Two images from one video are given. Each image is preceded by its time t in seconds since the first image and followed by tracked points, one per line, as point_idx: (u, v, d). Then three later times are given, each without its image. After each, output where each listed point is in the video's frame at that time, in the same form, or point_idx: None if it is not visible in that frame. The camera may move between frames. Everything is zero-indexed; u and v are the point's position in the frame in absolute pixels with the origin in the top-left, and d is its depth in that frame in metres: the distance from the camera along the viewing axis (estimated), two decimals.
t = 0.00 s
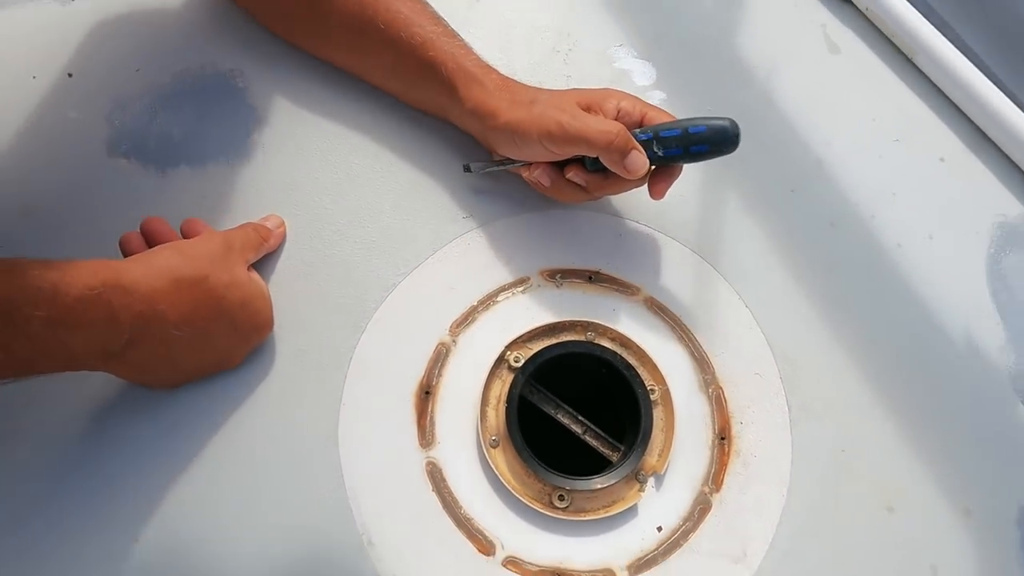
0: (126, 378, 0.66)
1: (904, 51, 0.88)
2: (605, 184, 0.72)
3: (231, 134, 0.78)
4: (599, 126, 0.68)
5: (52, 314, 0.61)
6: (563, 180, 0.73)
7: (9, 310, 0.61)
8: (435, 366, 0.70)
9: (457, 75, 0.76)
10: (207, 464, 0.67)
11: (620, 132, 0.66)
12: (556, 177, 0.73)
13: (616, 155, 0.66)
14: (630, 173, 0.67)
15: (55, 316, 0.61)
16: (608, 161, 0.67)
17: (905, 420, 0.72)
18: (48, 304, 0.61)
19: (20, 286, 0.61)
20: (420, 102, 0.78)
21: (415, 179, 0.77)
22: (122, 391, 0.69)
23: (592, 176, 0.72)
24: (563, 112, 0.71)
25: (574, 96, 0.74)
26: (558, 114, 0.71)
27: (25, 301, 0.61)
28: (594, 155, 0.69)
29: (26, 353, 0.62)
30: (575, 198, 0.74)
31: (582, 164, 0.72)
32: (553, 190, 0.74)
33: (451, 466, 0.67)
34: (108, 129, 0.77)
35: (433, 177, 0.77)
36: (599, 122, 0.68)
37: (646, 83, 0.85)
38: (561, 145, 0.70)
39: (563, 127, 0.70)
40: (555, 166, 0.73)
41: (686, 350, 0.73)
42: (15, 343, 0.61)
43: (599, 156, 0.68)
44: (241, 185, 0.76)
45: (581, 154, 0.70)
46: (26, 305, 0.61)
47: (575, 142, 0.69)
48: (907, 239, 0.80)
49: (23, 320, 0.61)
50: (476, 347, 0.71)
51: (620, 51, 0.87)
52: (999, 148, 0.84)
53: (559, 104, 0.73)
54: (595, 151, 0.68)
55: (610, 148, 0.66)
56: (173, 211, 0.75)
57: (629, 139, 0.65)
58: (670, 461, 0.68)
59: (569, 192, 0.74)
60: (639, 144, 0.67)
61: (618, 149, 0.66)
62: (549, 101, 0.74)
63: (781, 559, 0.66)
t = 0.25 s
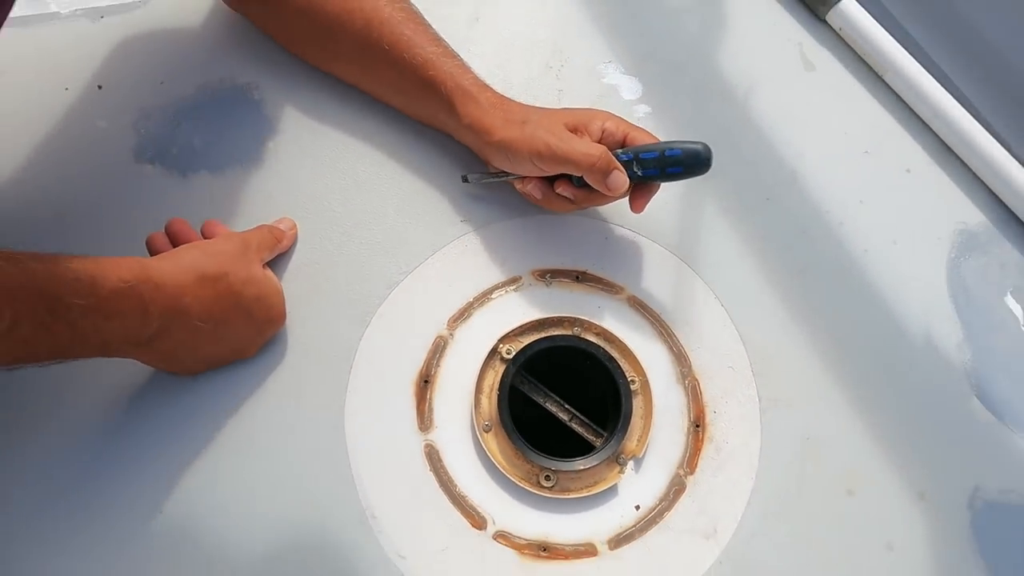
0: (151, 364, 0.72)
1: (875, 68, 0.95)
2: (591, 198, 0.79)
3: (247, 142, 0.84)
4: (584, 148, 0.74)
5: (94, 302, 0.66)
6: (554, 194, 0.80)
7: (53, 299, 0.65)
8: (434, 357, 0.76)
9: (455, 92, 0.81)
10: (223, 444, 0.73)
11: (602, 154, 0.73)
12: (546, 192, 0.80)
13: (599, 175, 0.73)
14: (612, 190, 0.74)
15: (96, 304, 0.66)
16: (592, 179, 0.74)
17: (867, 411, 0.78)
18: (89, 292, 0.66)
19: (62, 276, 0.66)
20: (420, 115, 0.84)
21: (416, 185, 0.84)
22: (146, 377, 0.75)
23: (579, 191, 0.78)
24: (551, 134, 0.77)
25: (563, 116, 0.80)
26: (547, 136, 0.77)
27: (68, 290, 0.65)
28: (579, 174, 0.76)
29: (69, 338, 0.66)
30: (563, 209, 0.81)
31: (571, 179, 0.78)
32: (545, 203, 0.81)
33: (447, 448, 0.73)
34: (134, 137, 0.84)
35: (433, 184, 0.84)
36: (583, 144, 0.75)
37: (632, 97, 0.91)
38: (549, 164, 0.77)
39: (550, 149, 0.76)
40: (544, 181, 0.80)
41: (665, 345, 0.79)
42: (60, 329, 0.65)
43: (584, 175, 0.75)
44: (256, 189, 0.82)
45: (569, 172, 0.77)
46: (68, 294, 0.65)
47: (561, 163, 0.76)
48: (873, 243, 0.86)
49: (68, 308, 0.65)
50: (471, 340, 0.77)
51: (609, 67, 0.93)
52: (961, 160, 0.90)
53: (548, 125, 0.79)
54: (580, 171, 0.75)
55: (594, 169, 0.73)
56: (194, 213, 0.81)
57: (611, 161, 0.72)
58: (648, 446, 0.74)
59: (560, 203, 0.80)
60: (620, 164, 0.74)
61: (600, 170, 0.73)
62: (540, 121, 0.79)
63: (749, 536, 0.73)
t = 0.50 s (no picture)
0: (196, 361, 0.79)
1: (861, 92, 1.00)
2: (595, 212, 0.86)
3: (279, 156, 0.91)
4: (588, 169, 0.82)
5: (159, 301, 0.73)
6: (561, 208, 0.87)
7: (125, 298, 0.71)
8: (450, 357, 0.83)
9: (472, 114, 0.88)
10: (259, 435, 0.80)
11: (605, 174, 0.81)
12: (553, 207, 0.87)
13: (602, 193, 0.81)
14: (612, 207, 0.82)
15: (162, 302, 0.73)
16: (595, 196, 0.82)
17: (848, 410, 0.85)
18: (154, 292, 0.72)
19: (131, 278, 0.72)
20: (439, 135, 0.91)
21: (435, 198, 0.91)
22: (188, 372, 0.82)
23: (584, 206, 0.86)
24: (559, 155, 0.85)
25: (569, 139, 0.88)
26: (555, 157, 0.85)
27: (137, 290, 0.71)
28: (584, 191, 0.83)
29: (136, 335, 0.72)
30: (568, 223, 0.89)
31: (576, 195, 0.85)
32: (552, 216, 0.88)
33: (463, 439, 0.80)
34: (176, 152, 0.91)
35: (450, 197, 0.91)
36: (588, 165, 0.83)
37: (634, 118, 0.99)
38: (557, 182, 0.84)
39: (558, 168, 0.84)
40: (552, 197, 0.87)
41: (662, 347, 0.86)
42: (131, 325, 0.71)
43: (588, 193, 0.83)
44: (287, 201, 0.90)
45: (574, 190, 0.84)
46: (137, 294, 0.71)
47: (568, 181, 0.83)
48: (857, 254, 0.93)
49: (139, 305, 0.71)
50: (485, 342, 0.84)
51: (613, 89, 1.00)
52: (940, 178, 0.96)
53: (556, 147, 0.86)
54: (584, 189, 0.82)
55: (597, 187, 0.81)
56: (231, 222, 0.88)
57: (613, 179, 0.80)
58: (647, 439, 0.81)
59: (566, 217, 0.88)
60: (621, 182, 0.81)
61: (603, 188, 0.81)
62: (549, 142, 0.87)
63: (738, 522, 0.79)
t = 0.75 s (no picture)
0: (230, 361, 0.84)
1: (857, 110, 1.05)
2: (603, 225, 0.92)
3: (306, 168, 0.97)
4: (598, 185, 0.88)
5: (199, 303, 0.78)
6: (572, 220, 0.93)
7: (169, 300, 0.76)
8: (466, 358, 0.88)
9: (488, 131, 0.94)
10: (287, 430, 0.85)
11: (614, 190, 0.86)
12: (565, 218, 0.93)
13: (611, 207, 0.87)
14: (620, 220, 0.88)
15: (201, 304, 0.78)
16: (605, 211, 0.88)
17: (842, 412, 0.90)
18: (195, 295, 0.78)
19: (174, 281, 0.77)
20: (457, 151, 0.97)
21: (452, 209, 0.96)
22: (220, 371, 0.88)
23: (594, 218, 0.91)
24: (570, 171, 0.90)
25: (580, 155, 0.93)
26: (567, 173, 0.90)
27: (179, 293, 0.77)
28: (594, 206, 0.89)
29: (178, 335, 0.77)
30: (577, 234, 0.94)
31: (586, 208, 0.91)
32: (563, 228, 0.94)
33: (478, 436, 0.85)
34: (209, 163, 0.96)
35: (467, 208, 0.96)
36: (599, 181, 0.88)
37: (641, 133, 1.04)
38: (569, 197, 0.90)
39: (570, 183, 0.89)
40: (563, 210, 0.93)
41: (666, 351, 0.91)
42: (173, 325, 0.76)
43: (598, 207, 0.88)
44: (313, 211, 0.95)
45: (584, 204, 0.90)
46: (179, 296, 0.77)
47: (580, 196, 0.89)
48: (851, 264, 0.98)
49: (181, 307, 0.77)
50: (499, 345, 0.89)
51: (621, 106, 1.06)
52: (931, 193, 1.01)
53: (568, 163, 0.92)
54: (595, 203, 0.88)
55: (607, 202, 0.87)
56: (261, 230, 0.94)
57: (621, 196, 0.86)
58: (651, 438, 0.86)
59: (577, 228, 0.93)
60: (629, 197, 0.87)
61: (613, 203, 0.86)
62: (561, 159, 0.92)
63: (736, 517, 0.84)
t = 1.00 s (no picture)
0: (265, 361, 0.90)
1: (856, 128, 1.11)
2: (616, 237, 0.97)
3: (334, 180, 1.03)
4: (611, 201, 0.93)
5: (241, 309, 0.84)
6: (586, 233, 0.98)
7: (215, 305, 0.82)
8: (485, 361, 0.94)
9: (507, 148, 1.00)
10: (317, 427, 0.91)
11: (626, 205, 0.92)
12: (579, 231, 0.98)
13: (623, 221, 0.93)
14: (632, 233, 0.94)
15: (243, 311, 0.84)
16: (617, 224, 0.93)
17: (839, 414, 0.95)
18: (238, 302, 0.84)
19: (219, 288, 0.83)
20: (477, 166, 1.03)
21: (472, 220, 1.02)
22: (254, 371, 0.93)
23: (606, 231, 0.97)
24: (584, 187, 0.96)
25: (593, 172, 0.99)
26: (581, 189, 0.96)
27: (224, 299, 0.83)
28: (607, 219, 0.95)
29: (222, 338, 0.83)
30: (591, 245, 1.00)
31: (599, 222, 0.97)
32: (578, 240, 0.99)
33: (496, 434, 0.91)
34: (243, 175, 1.02)
35: (486, 220, 1.02)
36: (612, 197, 0.94)
37: (650, 149, 1.10)
38: (583, 211, 0.96)
39: (585, 199, 0.95)
40: (577, 223, 0.98)
41: (673, 356, 0.97)
42: (218, 329, 0.82)
43: (611, 221, 0.94)
44: (341, 221, 1.01)
45: (598, 218, 0.96)
46: (224, 302, 0.83)
47: (593, 210, 0.95)
48: (849, 275, 1.03)
49: (225, 313, 0.83)
50: (516, 349, 0.95)
51: (631, 123, 1.11)
52: (925, 207, 1.07)
53: (582, 179, 0.98)
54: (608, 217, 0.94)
55: (619, 216, 0.92)
56: (291, 239, 1.00)
57: (632, 211, 0.92)
58: (658, 437, 0.92)
59: (591, 240, 0.99)
60: (639, 212, 0.93)
61: (625, 217, 0.92)
62: (575, 175, 0.98)
63: (738, 512, 0.90)
